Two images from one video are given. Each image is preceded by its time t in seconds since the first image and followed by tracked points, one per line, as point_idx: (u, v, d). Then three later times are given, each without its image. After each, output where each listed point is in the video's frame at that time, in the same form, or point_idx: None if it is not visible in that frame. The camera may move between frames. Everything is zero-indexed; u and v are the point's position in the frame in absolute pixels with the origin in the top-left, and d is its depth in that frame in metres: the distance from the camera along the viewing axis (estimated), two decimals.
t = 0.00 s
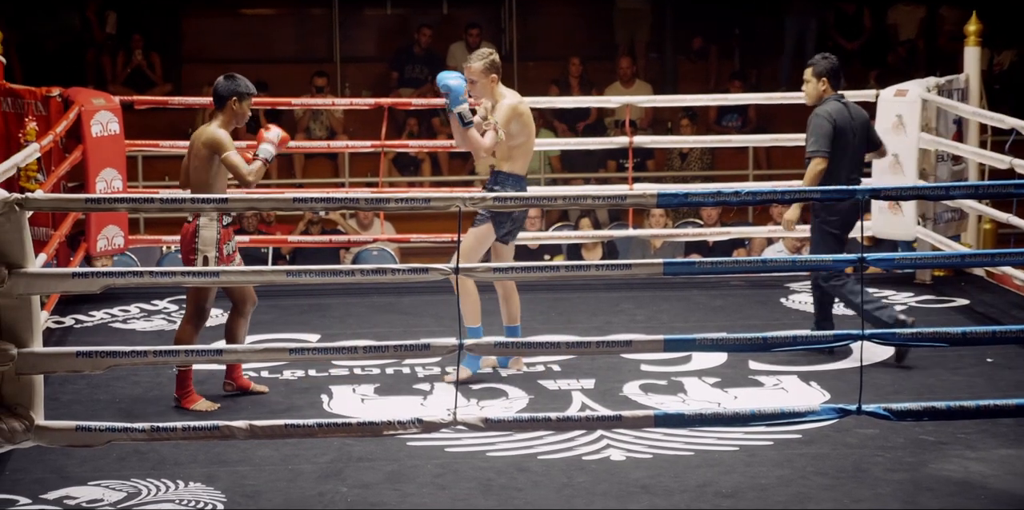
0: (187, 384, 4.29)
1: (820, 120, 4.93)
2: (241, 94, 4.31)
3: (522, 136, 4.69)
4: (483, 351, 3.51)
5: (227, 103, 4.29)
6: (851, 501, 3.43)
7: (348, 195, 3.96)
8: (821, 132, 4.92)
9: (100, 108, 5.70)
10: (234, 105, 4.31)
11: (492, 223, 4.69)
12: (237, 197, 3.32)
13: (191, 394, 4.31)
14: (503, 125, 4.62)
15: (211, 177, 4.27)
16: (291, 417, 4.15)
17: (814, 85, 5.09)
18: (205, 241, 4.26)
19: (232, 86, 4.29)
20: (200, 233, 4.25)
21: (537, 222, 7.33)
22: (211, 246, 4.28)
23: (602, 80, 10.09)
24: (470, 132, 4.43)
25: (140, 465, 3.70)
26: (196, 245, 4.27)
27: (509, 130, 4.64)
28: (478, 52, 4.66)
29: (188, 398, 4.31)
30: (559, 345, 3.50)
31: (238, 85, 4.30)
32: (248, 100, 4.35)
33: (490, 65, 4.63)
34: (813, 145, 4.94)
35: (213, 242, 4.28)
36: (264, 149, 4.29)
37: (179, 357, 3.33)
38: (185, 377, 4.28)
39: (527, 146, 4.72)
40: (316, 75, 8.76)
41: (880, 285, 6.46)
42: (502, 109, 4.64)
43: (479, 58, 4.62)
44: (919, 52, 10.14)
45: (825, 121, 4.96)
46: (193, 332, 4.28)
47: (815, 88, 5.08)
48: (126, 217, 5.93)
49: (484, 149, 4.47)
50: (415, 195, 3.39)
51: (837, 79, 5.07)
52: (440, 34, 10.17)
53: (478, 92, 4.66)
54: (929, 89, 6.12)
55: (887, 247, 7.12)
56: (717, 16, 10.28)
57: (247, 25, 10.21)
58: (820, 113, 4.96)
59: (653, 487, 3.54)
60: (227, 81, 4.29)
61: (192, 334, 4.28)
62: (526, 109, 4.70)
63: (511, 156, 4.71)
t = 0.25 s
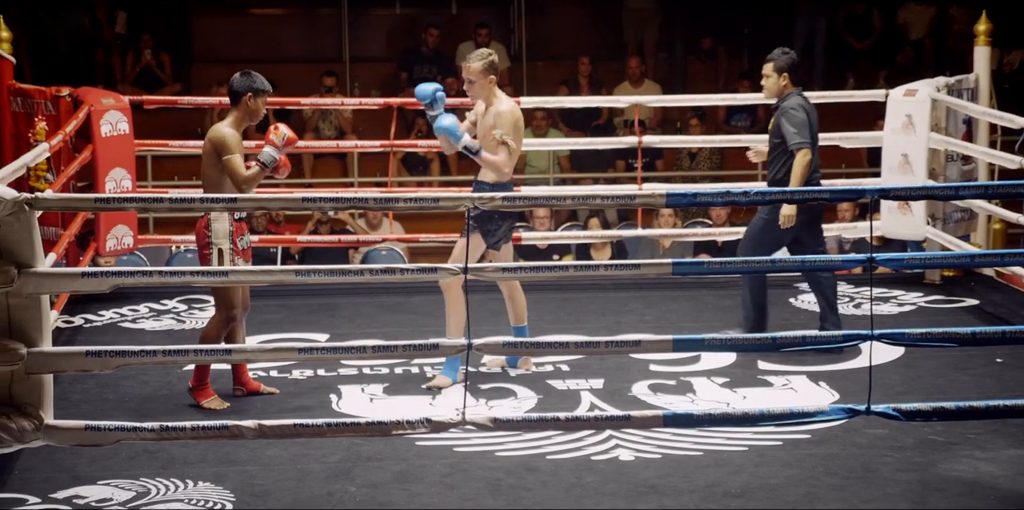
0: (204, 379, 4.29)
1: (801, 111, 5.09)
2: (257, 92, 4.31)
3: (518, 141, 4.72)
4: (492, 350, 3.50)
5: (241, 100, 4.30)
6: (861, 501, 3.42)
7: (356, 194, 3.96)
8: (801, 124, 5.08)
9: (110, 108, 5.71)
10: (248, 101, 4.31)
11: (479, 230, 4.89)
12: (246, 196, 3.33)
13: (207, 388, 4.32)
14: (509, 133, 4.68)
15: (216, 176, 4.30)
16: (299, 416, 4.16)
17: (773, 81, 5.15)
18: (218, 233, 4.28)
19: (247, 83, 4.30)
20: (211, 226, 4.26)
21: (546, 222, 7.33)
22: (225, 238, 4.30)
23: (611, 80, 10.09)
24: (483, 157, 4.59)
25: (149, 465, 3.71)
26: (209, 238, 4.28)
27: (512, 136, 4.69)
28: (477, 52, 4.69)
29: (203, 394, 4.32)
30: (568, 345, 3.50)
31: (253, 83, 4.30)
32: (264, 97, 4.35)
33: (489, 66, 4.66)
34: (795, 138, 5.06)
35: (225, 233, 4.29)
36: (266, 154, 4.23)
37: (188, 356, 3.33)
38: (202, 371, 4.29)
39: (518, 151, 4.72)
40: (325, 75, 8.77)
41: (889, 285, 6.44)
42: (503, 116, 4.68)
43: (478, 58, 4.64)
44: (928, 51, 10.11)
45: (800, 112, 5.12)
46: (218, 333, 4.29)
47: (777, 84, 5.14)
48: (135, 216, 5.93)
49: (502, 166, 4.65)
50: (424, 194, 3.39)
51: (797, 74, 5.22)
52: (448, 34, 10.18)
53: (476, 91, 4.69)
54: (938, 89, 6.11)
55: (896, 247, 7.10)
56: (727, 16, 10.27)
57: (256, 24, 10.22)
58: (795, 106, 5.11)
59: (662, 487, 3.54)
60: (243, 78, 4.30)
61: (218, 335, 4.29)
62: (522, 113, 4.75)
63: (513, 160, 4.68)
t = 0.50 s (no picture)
0: (217, 384, 4.31)
1: (751, 122, 5.16)
2: (264, 98, 4.33)
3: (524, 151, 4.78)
4: (502, 350, 3.50)
5: (249, 106, 4.32)
6: (871, 501, 3.41)
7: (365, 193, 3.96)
8: (750, 134, 5.16)
9: (120, 108, 5.72)
10: (255, 107, 4.33)
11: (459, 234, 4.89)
12: (257, 196, 3.33)
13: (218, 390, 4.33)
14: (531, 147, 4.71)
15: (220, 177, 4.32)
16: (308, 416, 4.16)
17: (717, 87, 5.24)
18: (228, 239, 4.32)
19: (256, 88, 4.32)
20: (222, 232, 4.30)
21: (556, 222, 7.33)
22: (235, 243, 4.34)
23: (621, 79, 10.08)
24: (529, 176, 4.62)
25: (160, 464, 3.71)
26: (219, 243, 4.32)
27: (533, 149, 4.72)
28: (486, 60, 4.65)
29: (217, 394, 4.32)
30: (578, 345, 3.49)
31: (262, 89, 4.32)
32: (270, 103, 4.36)
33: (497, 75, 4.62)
34: (745, 148, 5.14)
35: (234, 238, 4.34)
36: (283, 147, 4.23)
37: (198, 356, 3.33)
38: (216, 375, 4.30)
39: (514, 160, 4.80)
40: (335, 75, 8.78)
41: (899, 285, 6.42)
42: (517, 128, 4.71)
43: (487, 66, 4.60)
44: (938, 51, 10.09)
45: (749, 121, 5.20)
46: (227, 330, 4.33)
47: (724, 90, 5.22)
48: (145, 216, 5.94)
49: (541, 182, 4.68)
50: (434, 194, 3.39)
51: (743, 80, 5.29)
52: (458, 34, 10.19)
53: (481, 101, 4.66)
54: (949, 88, 6.09)
55: (907, 247, 7.08)
56: (737, 15, 10.26)
57: (266, 24, 10.24)
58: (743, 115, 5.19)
59: (672, 487, 3.53)
60: (251, 84, 4.32)
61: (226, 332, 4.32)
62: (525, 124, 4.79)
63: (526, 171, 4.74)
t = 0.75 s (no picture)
0: (235, 377, 4.36)
1: (701, 109, 5.27)
2: (259, 91, 4.32)
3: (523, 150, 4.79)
4: (513, 350, 3.49)
5: (245, 101, 4.32)
6: (883, 502, 3.40)
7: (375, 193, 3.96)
8: (700, 122, 5.27)
9: (132, 108, 5.74)
10: (251, 101, 4.32)
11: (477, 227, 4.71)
12: (268, 196, 3.33)
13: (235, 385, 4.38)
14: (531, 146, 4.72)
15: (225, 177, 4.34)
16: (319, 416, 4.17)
17: (668, 75, 5.34)
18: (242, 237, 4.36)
19: (249, 82, 4.31)
20: (235, 230, 4.34)
21: (567, 222, 7.33)
22: (248, 239, 4.37)
23: (632, 79, 10.08)
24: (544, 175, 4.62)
25: (171, 464, 3.72)
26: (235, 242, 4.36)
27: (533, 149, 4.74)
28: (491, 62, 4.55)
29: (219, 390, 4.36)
30: (588, 345, 3.48)
31: (254, 82, 4.31)
32: (266, 95, 4.35)
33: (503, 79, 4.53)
34: (695, 135, 5.23)
35: (248, 234, 4.36)
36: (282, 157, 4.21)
37: (209, 356, 3.33)
38: (234, 369, 4.36)
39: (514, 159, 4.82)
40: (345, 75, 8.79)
41: (910, 285, 6.40)
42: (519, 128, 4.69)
43: (494, 70, 4.50)
44: (948, 50, 10.06)
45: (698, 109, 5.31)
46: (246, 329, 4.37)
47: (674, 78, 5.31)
48: (156, 215, 5.96)
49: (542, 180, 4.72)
50: (445, 194, 3.39)
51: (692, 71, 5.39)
52: (469, 34, 10.20)
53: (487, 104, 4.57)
54: (961, 88, 6.06)
55: (918, 246, 7.06)
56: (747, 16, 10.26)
57: (276, 24, 10.26)
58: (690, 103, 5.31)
59: (682, 487, 3.53)
60: (245, 78, 4.31)
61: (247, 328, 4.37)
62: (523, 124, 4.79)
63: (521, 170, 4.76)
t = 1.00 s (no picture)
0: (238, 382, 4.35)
1: (647, 115, 5.37)
2: (238, 96, 4.32)
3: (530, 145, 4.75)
4: (526, 350, 3.48)
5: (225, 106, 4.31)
6: (896, 502, 3.38)
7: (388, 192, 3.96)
8: (646, 127, 5.37)
9: (145, 107, 5.76)
10: (229, 106, 4.31)
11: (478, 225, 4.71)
12: (281, 195, 3.33)
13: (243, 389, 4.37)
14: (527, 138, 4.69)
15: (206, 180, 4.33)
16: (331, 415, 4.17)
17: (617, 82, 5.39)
18: (212, 246, 4.37)
19: (228, 88, 4.30)
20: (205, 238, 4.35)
21: (580, 221, 7.33)
22: (218, 248, 4.37)
23: (645, 79, 10.07)
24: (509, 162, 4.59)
25: (184, 463, 3.73)
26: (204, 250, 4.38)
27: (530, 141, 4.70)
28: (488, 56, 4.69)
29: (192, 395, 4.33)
30: (602, 345, 3.48)
31: (233, 87, 4.30)
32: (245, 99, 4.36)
33: (500, 71, 4.64)
34: (641, 140, 5.32)
35: (219, 246, 4.37)
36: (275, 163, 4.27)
37: (222, 355, 3.33)
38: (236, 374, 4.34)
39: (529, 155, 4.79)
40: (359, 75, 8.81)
41: (924, 285, 6.37)
42: (520, 121, 4.70)
43: (491, 61, 4.63)
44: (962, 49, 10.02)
45: (644, 115, 5.41)
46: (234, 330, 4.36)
47: (622, 85, 5.38)
48: (170, 215, 5.98)
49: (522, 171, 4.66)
50: (459, 193, 3.39)
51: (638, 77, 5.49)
52: (482, 33, 10.20)
53: (483, 95, 4.67)
54: (975, 87, 6.03)
55: (932, 246, 7.03)
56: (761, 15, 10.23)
57: (290, 24, 10.28)
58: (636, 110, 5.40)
59: (696, 487, 3.52)
60: (223, 84, 4.30)
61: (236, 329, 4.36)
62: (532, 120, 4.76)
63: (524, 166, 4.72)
